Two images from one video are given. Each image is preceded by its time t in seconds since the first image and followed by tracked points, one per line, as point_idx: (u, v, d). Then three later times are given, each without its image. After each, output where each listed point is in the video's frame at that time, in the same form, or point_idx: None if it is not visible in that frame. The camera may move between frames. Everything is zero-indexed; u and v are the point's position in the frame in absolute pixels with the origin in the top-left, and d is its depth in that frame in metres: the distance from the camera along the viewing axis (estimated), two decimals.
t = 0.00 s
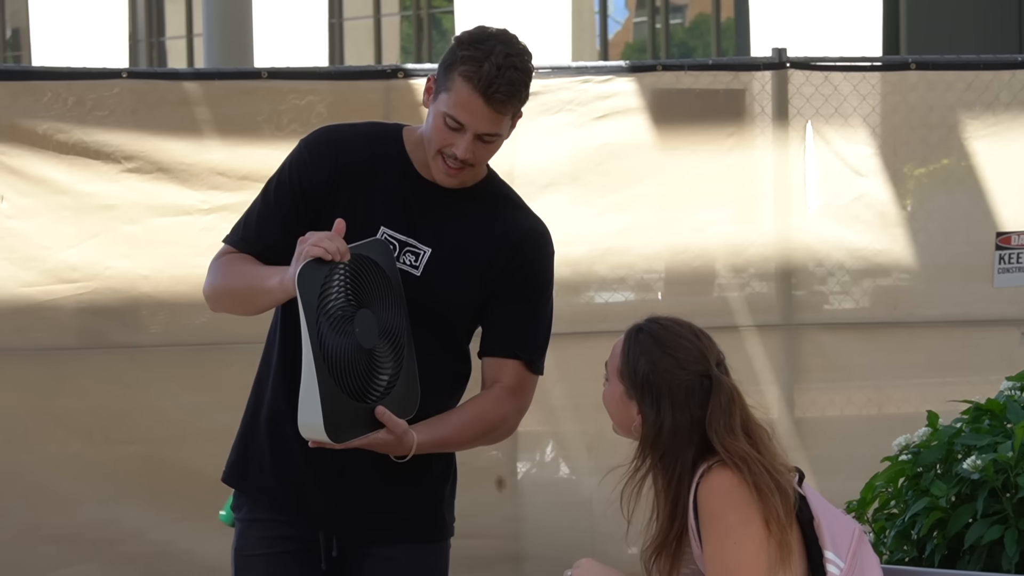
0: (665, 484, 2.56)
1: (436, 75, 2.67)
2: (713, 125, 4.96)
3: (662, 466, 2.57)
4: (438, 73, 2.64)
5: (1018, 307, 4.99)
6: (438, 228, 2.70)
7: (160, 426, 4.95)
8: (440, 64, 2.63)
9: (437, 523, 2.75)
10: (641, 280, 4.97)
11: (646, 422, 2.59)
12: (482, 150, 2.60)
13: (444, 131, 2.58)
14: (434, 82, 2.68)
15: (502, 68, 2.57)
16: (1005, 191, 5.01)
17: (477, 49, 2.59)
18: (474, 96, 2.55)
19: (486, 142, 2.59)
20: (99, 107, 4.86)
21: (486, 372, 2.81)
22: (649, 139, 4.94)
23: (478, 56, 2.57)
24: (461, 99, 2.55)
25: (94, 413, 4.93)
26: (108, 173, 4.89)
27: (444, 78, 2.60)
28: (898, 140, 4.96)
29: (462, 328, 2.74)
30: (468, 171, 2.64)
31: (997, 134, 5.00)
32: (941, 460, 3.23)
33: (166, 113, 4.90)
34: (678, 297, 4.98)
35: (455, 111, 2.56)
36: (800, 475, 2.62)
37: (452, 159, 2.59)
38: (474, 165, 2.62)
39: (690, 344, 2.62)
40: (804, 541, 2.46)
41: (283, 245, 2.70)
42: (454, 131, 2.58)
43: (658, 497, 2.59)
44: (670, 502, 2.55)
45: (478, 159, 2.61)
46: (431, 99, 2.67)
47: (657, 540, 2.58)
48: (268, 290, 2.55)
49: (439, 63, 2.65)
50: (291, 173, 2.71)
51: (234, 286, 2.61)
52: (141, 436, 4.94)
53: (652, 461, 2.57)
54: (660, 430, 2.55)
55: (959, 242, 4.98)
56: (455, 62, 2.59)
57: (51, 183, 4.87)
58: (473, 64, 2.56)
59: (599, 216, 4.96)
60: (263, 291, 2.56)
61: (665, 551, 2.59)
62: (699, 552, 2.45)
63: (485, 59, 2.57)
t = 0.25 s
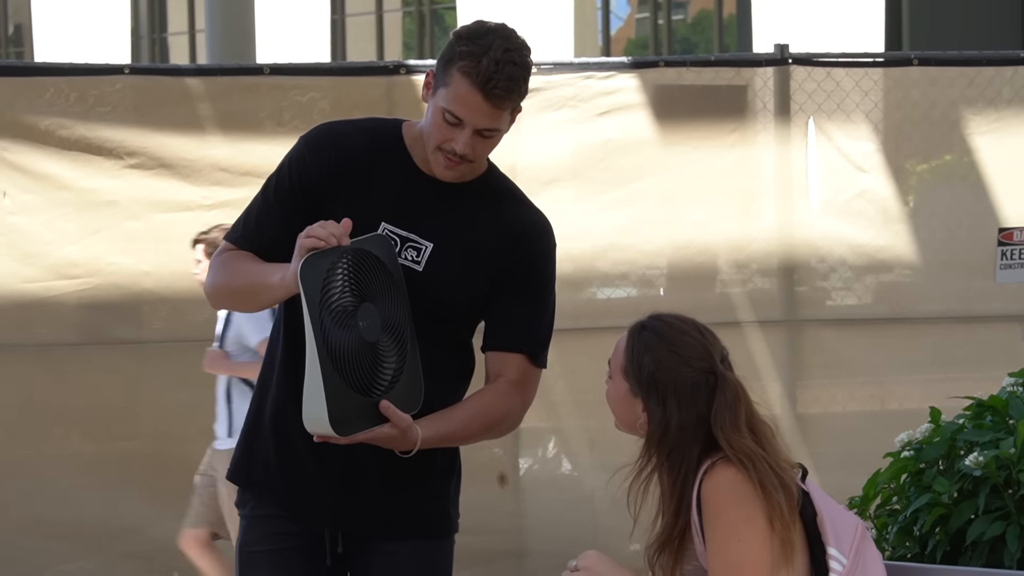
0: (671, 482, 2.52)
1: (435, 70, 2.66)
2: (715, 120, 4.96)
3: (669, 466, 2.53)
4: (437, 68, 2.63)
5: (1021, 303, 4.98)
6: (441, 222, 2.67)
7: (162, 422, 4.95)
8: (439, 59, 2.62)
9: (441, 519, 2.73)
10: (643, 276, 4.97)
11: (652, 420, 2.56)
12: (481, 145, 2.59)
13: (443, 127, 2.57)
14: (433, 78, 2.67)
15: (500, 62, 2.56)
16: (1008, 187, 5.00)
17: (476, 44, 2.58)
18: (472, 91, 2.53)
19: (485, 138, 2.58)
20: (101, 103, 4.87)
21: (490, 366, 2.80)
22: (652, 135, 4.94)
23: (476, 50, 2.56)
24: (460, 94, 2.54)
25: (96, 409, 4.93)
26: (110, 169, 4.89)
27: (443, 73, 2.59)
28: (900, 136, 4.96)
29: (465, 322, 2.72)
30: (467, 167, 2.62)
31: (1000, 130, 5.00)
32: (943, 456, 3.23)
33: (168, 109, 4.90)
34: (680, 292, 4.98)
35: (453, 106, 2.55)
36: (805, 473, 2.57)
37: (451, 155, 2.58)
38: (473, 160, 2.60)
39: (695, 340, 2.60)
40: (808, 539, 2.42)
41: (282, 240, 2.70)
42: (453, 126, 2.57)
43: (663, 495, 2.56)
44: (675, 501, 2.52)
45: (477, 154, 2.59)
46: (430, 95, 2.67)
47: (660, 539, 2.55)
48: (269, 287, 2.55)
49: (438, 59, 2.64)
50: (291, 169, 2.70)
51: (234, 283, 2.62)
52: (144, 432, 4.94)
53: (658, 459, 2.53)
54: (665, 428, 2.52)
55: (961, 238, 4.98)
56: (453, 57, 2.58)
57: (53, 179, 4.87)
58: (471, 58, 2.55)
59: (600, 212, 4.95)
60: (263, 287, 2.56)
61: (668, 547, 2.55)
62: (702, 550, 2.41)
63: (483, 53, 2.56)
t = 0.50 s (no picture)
0: (672, 481, 2.53)
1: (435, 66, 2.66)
2: (717, 116, 4.96)
3: (670, 466, 2.53)
4: (436, 64, 2.63)
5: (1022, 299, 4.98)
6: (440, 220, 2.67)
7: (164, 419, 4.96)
8: (438, 54, 2.62)
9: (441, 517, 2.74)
10: (645, 273, 4.97)
11: (653, 418, 2.56)
12: (480, 141, 2.58)
13: (442, 122, 2.57)
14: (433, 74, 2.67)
15: (499, 58, 2.56)
16: (1009, 183, 5.00)
17: (475, 40, 2.58)
18: (471, 86, 2.53)
19: (484, 134, 2.58)
20: (102, 100, 4.87)
21: (488, 364, 2.79)
22: (653, 132, 4.94)
23: (475, 46, 2.56)
24: (458, 89, 2.54)
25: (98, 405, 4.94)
26: (111, 167, 4.90)
27: (442, 68, 2.59)
28: (901, 131, 4.96)
29: (464, 319, 2.72)
30: (466, 164, 2.62)
31: (1000, 127, 5.00)
32: (944, 452, 3.23)
33: (169, 106, 4.90)
34: (681, 289, 4.98)
35: (452, 101, 2.55)
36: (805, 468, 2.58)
37: (449, 151, 2.58)
38: (472, 156, 2.60)
39: (696, 338, 2.60)
40: (808, 536, 2.44)
41: (278, 237, 2.71)
42: (451, 122, 2.57)
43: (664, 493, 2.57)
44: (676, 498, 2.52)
45: (475, 150, 2.59)
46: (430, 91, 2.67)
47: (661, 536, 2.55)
48: (267, 281, 2.56)
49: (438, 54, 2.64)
50: (290, 167, 2.71)
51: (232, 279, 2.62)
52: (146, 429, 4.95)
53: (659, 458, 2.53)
54: (666, 427, 2.52)
55: (962, 234, 4.98)
56: (452, 53, 2.58)
57: (54, 176, 4.87)
58: (470, 54, 2.56)
59: (602, 209, 4.95)
60: (261, 281, 2.57)
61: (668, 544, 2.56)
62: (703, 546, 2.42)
63: (482, 49, 2.56)
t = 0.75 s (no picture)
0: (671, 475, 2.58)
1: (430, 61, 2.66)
2: (716, 111, 4.96)
3: (668, 458, 2.59)
4: (431, 59, 2.63)
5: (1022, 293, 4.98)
6: (436, 214, 2.67)
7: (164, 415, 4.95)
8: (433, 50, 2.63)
9: (439, 511, 2.74)
10: (644, 268, 4.97)
11: (653, 414, 2.59)
12: (475, 136, 2.57)
13: (437, 117, 2.56)
14: (428, 68, 2.67)
15: (493, 53, 2.56)
16: (1009, 178, 5.00)
17: (470, 35, 2.58)
18: (465, 80, 2.53)
19: (480, 128, 2.57)
20: (102, 96, 4.86)
21: (485, 358, 2.79)
22: (652, 127, 4.94)
23: (470, 41, 2.57)
24: (453, 83, 2.53)
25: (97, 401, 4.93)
26: (111, 162, 4.89)
27: (436, 64, 2.59)
28: (901, 126, 4.96)
29: (462, 314, 2.72)
30: (461, 158, 2.62)
31: (1000, 121, 5.00)
32: (944, 446, 3.23)
33: (169, 102, 4.90)
34: (681, 284, 4.98)
35: (446, 96, 2.54)
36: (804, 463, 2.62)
37: (444, 145, 2.57)
38: (466, 151, 2.59)
39: (696, 335, 2.62)
40: (807, 532, 2.49)
41: (274, 232, 2.71)
42: (446, 116, 2.56)
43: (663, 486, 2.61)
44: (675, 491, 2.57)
45: (470, 145, 2.58)
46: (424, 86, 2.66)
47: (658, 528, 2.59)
48: (263, 276, 2.56)
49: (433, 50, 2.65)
50: (287, 163, 2.71)
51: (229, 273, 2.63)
52: (146, 425, 4.95)
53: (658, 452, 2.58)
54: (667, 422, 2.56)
55: (962, 229, 4.98)
56: (447, 48, 2.58)
57: (53, 172, 4.87)
58: (464, 48, 2.56)
59: (601, 204, 4.95)
60: (257, 276, 2.58)
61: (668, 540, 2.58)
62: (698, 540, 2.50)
63: (477, 44, 2.56)
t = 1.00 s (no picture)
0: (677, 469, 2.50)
1: (427, 60, 2.66)
2: (715, 108, 4.96)
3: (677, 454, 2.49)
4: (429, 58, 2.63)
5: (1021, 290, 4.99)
6: (433, 211, 2.67)
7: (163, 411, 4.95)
8: (431, 48, 2.62)
9: (437, 508, 2.74)
10: (644, 265, 4.97)
11: (663, 409, 2.53)
12: (473, 134, 2.58)
13: (435, 115, 2.57)
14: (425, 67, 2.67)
15: (491, 50, 2.55)
16: (1009, 175, 5.00)
17: (467, 33, 2.58)
18: (463, 79, 2.53)
19: (478, 126, 2.58)
20: (101, 92, 4.86)
21: (484, 355, 2.78)
22: (652, 123, 4.94)
23: (468, 38, 2.57)
24: (451, 83, 2.54)
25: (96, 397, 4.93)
26: (110, 158, 4.89)
27: (434, 62, 2.59)
28: (900, 123, 4.96)
29: (459, 311, 2.72)
30: (459, 157, 2.62)
31: (999, 118, 5.00)
32: (942, 443, 3.23)
33: (168, 98, 4.90)
34: (680, 281, 4.98)
35: (445, 95, 2.54)
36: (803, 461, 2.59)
37: (442, 144, 2.57)
38: (465, 149, 2.60)
39: (707, 328, 2.57)
40: (807, 532, 2.44)
41: (268, 228, 2.70)
42: (444, 115, 2.57)
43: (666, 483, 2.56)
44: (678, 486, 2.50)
45: (469, 143, 2.58)
46: (422, 85, 2.66)
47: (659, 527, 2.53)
48: (256, 273, 2.56)
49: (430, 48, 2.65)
50: (283, 158, 2.71)
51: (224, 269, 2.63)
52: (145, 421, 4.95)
53: (665, 446, 2.50)
54: (674, 416, 2.50)
55: (961, 226, 4.98)
56: (445, 46, 2.58)
57: (53, 168, 4.87)
58: (462, 46, 2.55)
59: (601, 200, 4.95)
60: (252, 272, 2.57)
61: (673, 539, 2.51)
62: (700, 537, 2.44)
63: (474, 42, 2.56)
